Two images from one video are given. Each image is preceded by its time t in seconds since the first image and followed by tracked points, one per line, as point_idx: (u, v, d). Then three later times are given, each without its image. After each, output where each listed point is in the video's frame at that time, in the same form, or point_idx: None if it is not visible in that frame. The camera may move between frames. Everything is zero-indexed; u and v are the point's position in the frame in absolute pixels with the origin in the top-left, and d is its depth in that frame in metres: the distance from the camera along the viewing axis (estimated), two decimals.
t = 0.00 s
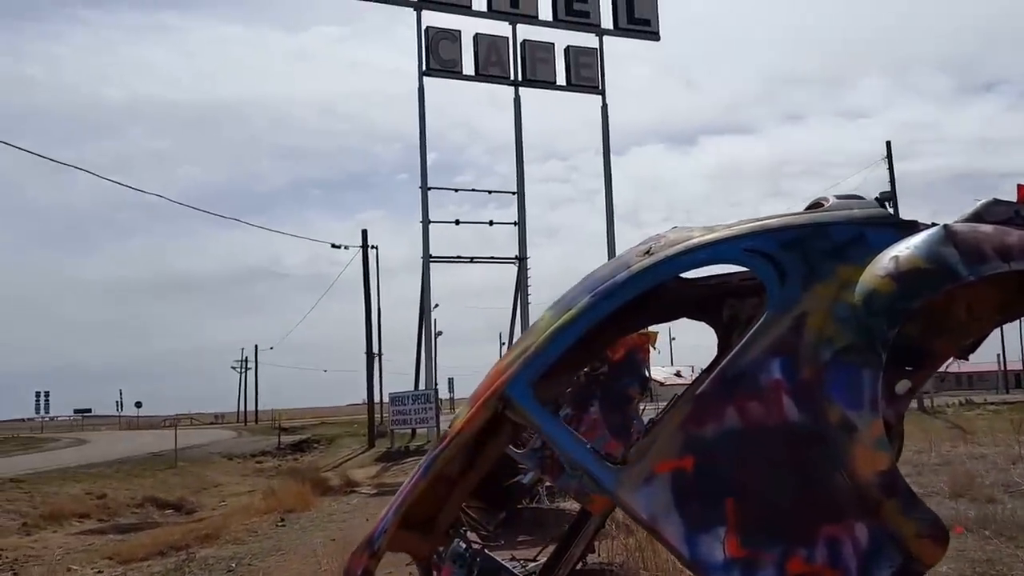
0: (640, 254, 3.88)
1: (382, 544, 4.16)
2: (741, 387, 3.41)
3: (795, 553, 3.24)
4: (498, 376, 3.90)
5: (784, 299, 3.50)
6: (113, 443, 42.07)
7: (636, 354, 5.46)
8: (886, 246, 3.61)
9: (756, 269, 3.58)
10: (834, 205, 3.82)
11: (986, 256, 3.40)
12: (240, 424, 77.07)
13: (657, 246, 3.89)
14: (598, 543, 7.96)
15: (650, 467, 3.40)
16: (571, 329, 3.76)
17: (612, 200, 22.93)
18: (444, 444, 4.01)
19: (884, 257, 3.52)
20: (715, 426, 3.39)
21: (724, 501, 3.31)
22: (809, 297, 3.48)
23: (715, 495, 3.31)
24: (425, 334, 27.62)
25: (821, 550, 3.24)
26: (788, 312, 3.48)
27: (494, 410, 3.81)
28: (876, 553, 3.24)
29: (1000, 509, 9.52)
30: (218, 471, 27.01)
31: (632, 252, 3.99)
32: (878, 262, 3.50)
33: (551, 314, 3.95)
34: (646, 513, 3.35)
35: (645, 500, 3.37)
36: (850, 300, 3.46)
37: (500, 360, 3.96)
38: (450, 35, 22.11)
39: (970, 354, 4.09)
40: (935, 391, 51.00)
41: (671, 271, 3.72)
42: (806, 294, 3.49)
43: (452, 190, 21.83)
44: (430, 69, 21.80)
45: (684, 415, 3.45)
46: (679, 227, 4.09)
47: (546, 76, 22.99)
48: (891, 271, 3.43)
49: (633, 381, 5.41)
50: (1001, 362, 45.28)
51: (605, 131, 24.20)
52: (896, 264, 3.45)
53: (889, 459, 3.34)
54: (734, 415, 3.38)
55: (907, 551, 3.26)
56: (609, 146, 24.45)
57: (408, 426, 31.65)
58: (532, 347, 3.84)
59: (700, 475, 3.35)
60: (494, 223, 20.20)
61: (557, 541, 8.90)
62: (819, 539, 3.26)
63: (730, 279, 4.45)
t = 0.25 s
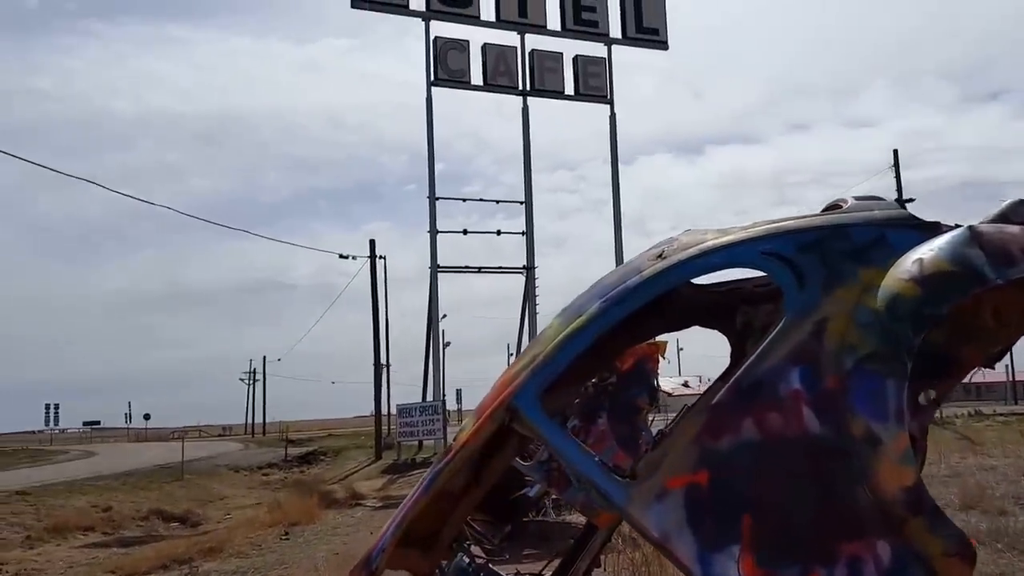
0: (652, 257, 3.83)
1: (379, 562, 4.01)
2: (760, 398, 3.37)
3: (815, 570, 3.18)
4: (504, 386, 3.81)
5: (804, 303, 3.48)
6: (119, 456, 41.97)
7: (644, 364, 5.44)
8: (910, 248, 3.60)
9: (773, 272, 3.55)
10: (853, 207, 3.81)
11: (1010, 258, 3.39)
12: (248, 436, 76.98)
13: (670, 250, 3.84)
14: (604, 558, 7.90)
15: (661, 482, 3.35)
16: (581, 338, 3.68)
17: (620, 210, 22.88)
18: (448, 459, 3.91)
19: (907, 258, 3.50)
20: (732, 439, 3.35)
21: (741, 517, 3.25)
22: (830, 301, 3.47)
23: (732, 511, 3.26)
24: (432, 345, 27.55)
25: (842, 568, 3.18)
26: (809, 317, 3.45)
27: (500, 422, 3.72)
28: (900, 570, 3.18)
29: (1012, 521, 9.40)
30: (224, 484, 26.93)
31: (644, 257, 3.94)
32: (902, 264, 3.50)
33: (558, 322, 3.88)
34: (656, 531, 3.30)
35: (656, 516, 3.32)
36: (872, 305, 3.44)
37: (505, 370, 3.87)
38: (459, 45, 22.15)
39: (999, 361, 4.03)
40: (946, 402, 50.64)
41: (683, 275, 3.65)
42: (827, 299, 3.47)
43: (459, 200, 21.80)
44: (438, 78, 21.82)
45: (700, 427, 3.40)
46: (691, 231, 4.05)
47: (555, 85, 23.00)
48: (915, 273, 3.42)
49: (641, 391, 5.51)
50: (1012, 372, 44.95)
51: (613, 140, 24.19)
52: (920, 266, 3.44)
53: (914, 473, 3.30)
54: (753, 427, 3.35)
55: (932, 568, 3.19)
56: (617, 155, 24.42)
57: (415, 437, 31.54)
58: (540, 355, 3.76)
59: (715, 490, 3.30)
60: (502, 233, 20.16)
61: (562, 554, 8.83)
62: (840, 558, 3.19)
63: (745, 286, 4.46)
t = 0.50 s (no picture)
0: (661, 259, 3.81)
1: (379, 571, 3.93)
2: (774, 409, 3.37)
3: None
4: (507, 393, 3.76)
5: (821, 305, 3.45)
6: (124, 463, 42.01)
7: (650, 374, 5.41)
8: (932, 247, 3.56)
9: (789, 273, 3.53)
10: (871, 205, 3.78)
11: None
12: (253, 445, 76.86)
13: (681, 251, 3.81)
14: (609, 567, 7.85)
15: (670, 495, 3.34)
16: (584, 344, 3.64)
17: (625, 218, 22.82)
18: (449, 469, 3.85)
19: (931, 258, 3.44)
20: (745, 450, 3.35)
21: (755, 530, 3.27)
22: (847, 305, 3.43)
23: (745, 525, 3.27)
24: (437, 353, 27.50)
25: None
26: (826, 321, 3.43)
27: (502, 433, 3.67)
28: None
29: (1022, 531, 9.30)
30: (228, 492, 26.88)
31: (653, 258, 3.91)
32: (925, 264, 3.43)
33: (563, 326, 3.85)
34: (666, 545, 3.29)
35: (665, 531, 3.31)
36: (893, 307, 3.40)
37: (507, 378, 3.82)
38: (463, 52, 22.15)
39: None
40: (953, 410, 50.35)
41: (690, 278, 3.63)
42: (844, 303, 3.44)
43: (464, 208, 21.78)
44: (442, 87, 21.82)
45: (710, 438, 3.39)
46: (701, 231, 4.02)
47: (559, 93, 22.98)
48: (940, 274, 3.36)
49: (646, 401, 5.47)
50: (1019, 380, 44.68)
51: (617, 148, 24.15)
52: (943, 266, 3.38)
53: (939, 486, 3.25)
54: (767, 438, 3.35)
55: None
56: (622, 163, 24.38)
57: (419, 445, 31.45)
58: (544, 362, 3.73)
59: (727, 503, 3.30)
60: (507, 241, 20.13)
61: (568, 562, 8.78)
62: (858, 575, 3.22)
63: (755, 290, 4.40)
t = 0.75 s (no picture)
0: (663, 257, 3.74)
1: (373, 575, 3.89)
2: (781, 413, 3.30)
3: None
4: (504, 396, 3.70)
5: (829, 304, 3.38)
6: (130, 466, 42.07)
7: (652, 376, 5.36)
8: (943, 245, 3.50)
9: (795, 272, 3.45)
10: (879, 202, 3.71)
11: None
12: (258, 448, 76.83)
13: (683, 249, 3.73)
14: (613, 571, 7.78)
15: (673, 503, 3.28)
16: (584, 345, 3.58)
17: (629, 221, 22.76)
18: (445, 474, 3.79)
19: (942, 257, 3.40)
20: (750, 456, 3.27)
21: (760, 538, 3.20)
22: (855, 304, 3.36)
23: (752, 533, 3.21)
24: (441, 356, 27.44)
25: None
26: (833, 320, 3.35)
27: (500, 437, 3.61)
28: None
29: None
30: (233, 496, 26.87)
31: (655, 256, 3.84)
32: (937, 261, 3.40)
33: (563, 326, 3.78)
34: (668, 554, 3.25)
35: (668, 539, 3.27)
36: (904, 306, 3.34)
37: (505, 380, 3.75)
38: (466, 56, 22.12)
39: None
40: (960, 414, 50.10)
41: (693, 277, 3.56)
42: (852, 302, 3.37)
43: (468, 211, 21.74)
44: (446, 90, 21.79)
45: (714, 444, 3.32)
46: (704, 229, 3.94)
47: (563, 96, 22.93)
48: (953, 273, 3.32)
49: (649, 405, 5.40)
50: None
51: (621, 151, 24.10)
52: (957, 263, 3.34)
53: (953, 492, 3.21)
54: (773, 443, 3.28)
55: None
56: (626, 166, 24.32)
57: (424, 449, 31.38)
58: (543, 363, 3.67)
59: (732, 510, 3.23)
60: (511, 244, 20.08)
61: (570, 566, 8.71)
62: None
63: (761, 290, 4.33)
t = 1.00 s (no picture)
0: (659, 250, 3.68)
1: None
2: (780, 409, 3.24)
3: None
4: (492, 391, 3.64)
5: (831, 298, 3.32)
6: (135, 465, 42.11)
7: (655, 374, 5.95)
8: (950, 237, 3.45)
9: (795, 265, 3.40)
10: (883, 192, 3.64)
11: None
12: (262, 446, 76.89)
13: (679, 242, 3.67)
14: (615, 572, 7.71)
15: (668, 501, 3.23)
16: (576, 339, 3.52)
17: (632, 221, 22.67)
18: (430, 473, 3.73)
19: (949, 250, 3.35)
20: (748, 454, 3.22)
21: (759, 538, 3.15)
22: (860, 297, 3.30)
23: (751, 532, 3.15)
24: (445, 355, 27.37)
25: None
26: (836, 314, 3.30)
27: (488, 433, 3.55)
28: None
29: None
30: (237, 494, 26.85)
31: (650, 249, 3.78)
32: (944, 254, 3.35)
33: (556, 319, 3.72)
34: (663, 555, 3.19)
35: (662, 539, 3.21)
36: (910, 299, 3.29)
37: (495, 375, 3.69)
38: (469, 55, 22.06)
39: None
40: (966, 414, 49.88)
41: (690, 270, 3.50)
42: (855, 295, 3.31)
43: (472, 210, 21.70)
44: (448, 89, 21.73)
45: (712, 441, 3.26)
46: (701, 221, 3.87)
47: (566, 95, 22.86)
48: (960, 268, 3.27)
49: (651, 402, 5.99)
50: None
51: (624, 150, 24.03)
52: (965, 257, 3.30)
53: (959, 488, 3.16)
54: (772, 440, 3.22)
55: None
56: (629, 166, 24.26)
57: (428, 448, 31.32)
58: (533, 357, 3.61)
59: (730, 509, 3.18)
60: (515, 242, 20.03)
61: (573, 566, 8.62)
62: None
63: (762, 286, 4.26)
